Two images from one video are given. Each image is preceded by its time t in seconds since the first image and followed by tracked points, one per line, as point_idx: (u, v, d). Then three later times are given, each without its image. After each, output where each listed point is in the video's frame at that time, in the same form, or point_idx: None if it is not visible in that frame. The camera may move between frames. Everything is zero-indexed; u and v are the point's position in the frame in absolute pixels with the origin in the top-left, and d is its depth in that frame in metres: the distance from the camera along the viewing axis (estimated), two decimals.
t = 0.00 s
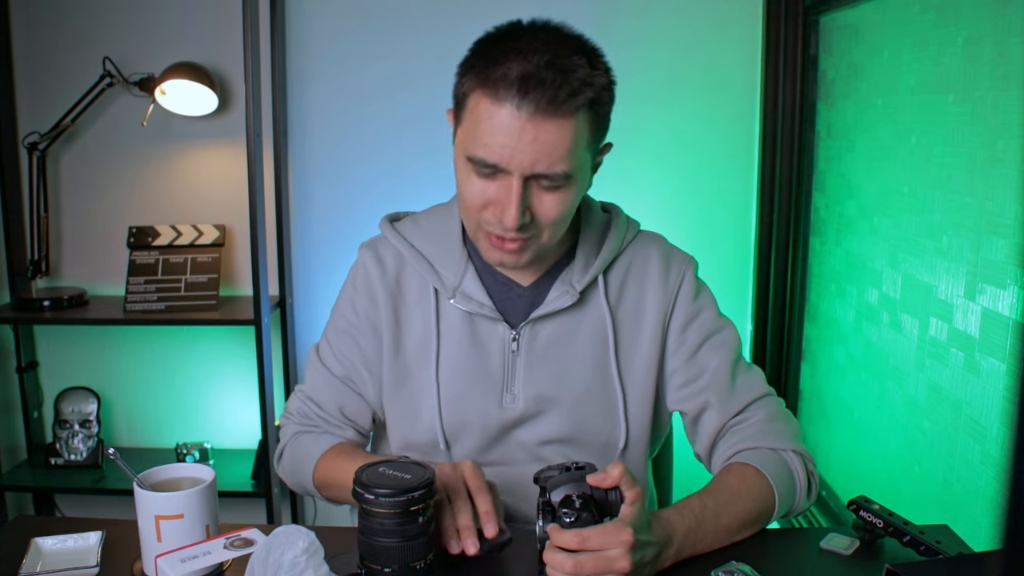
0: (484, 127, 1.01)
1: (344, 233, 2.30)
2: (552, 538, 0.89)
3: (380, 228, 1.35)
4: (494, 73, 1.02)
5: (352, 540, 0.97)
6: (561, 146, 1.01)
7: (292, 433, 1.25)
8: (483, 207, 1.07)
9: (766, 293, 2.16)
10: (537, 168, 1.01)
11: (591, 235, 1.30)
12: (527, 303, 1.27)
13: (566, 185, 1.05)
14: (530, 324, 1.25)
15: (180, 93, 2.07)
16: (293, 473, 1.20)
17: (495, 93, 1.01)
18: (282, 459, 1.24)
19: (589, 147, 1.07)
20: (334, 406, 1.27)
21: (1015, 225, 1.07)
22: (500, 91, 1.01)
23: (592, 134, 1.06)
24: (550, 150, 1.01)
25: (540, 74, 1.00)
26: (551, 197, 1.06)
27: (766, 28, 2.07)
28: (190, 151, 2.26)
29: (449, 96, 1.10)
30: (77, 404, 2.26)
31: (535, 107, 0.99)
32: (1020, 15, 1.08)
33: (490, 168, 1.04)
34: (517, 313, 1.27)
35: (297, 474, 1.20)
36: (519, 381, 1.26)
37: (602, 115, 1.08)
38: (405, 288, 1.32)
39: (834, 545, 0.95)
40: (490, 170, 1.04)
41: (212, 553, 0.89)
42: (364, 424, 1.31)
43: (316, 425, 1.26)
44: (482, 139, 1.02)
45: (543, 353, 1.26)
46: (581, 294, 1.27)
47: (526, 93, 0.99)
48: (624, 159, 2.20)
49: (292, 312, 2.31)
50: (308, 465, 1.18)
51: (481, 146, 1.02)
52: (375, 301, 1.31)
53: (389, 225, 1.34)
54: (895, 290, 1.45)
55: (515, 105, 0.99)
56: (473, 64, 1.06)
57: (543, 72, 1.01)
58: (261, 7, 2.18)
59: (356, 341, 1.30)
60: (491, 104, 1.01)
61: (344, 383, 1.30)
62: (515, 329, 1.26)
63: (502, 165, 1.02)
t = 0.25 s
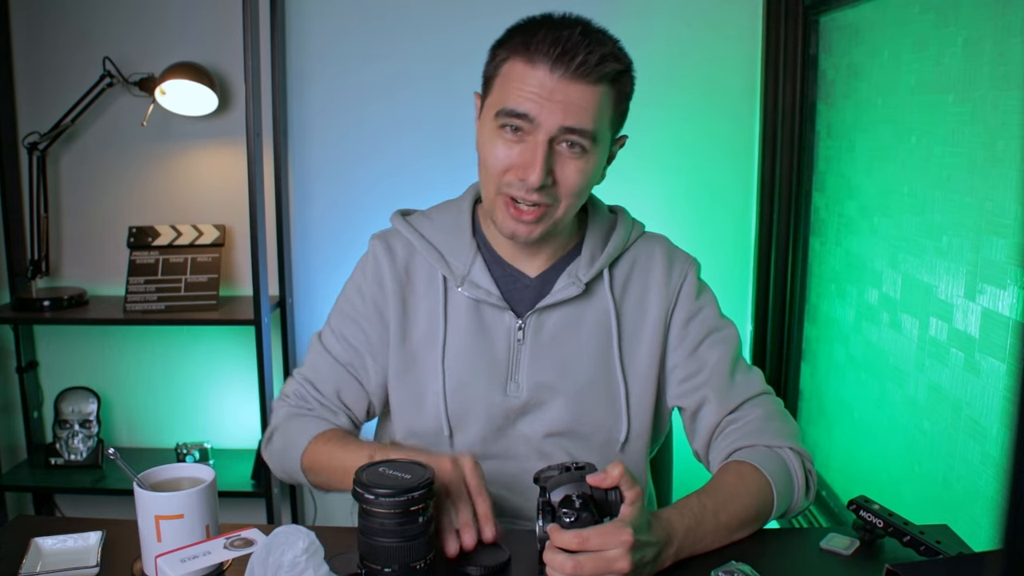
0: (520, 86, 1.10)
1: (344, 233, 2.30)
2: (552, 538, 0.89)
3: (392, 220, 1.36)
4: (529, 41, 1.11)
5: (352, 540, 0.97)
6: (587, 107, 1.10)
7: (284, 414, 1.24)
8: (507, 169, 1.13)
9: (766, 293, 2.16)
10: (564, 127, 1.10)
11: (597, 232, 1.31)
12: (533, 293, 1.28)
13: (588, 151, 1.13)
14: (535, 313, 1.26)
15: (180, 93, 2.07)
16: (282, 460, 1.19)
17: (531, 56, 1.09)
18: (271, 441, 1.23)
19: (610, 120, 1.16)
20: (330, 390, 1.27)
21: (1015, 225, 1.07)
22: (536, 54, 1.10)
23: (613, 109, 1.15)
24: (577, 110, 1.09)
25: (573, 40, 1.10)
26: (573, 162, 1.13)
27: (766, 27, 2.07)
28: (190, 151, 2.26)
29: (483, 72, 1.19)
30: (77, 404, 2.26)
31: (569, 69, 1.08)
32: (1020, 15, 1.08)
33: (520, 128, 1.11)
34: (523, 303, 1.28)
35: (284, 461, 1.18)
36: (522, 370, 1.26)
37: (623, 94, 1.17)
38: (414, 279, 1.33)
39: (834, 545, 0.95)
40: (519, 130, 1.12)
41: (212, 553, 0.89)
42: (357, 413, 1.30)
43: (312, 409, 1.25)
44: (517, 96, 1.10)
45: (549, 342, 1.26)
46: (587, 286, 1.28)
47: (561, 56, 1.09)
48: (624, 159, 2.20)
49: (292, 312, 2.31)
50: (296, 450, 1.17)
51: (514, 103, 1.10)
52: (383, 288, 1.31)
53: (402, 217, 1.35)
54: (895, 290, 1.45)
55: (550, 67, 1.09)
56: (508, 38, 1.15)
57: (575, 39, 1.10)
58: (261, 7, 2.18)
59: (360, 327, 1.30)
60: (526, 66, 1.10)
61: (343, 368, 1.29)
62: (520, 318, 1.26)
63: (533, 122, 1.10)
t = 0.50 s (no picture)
0: (527, 98, 1.06)
1: (344, 232, 2.30)
2: (552, 538, 0.89)
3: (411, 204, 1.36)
4: (540, 50, 1.06)
5: (352, 540, 0.97)
6: (597, 121, 1.06)
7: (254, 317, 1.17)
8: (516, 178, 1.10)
9: (766, 293, 2.16)
10: (573, 141, 1.05)
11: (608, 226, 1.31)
12: (542, 279, 1.29)
13: (598, 162, 1.09)
14: (543, 298, 1.27)
15: (180, 93, 2.07)
16: (230, 368, 1.09)
17: (541, 66, 1.05)
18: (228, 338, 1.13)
19: (621, 129, 1.11)
20: (312, 309, 1.21)
21: (1015, 225, 1.07)
22: (546, 65, 1.05)
23: (625, 117, 1.11)
24: (586, 124, 1.05)
25: (584, 53, 1.05)
26: (582, 172, 1.09)
27: (766, 27, 2.07)
28: (190, 151, 2.26)
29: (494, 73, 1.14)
30: (77, 404, 2.26)
31: (578, 82, 1.04)
32: (1020, 15, 1.08)
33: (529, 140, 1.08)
34: (532, 287, 1.29)
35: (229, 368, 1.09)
36: (526, 353, 1.27)
37: (635, 102, 1.12)
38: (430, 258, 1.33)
39: (834, 545, 0.95)
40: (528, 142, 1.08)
41: (212, 553, 0.89)
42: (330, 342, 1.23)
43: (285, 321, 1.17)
44: (524, 109, 1.06)
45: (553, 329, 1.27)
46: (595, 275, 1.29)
47: (570, 68, 1.04)
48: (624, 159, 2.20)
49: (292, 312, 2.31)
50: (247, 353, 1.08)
51: (523, 116, 1.06)
52: (399, 261, 1.32)
53: (426, 201, 1.36)
54: (895, 290, 1.45)
55: (558, 79, 1.04)
56: (520, 45, 1.10)
57: (586, 51, 1.05)
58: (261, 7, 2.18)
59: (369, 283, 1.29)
60: (536, 78, 1.05)
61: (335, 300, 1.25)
62: (529, 301, 1.28)
63: (542, 135, 1.06)
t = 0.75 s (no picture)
0: (534, 122, 1.03)
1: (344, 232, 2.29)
2: (552, 538, 0.88)
3: (435, 185, 1.34)
4: (547, 73, 1.02)
5: (352, 540, 0.97)
6: (603, 148, 1.03)
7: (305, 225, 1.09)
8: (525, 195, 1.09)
9: (766, 293, 2.16)
10: (580, 167, 1.03)
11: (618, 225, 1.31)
12: (553, 274, 1.28)
13: (605, 182, 1.07)
14: (554, 293, 1.26)
15: (180, 93, 2.07)
16: (271, 268, 1.01)
17: (547, 91, 1.02)
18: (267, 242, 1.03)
19: (630, 147, 1.08)
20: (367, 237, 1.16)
21: (1015, 225, 1.07)
22: (552, 90, 1.01)
23: (633, 136, 1.08)
24: (593, 151, 1.02)
25: (590, 80, 1.01)
26: (590, 191, 1.08)
27: (766, 28, 2.07)
28: (190, 151, 2.26)
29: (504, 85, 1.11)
30: (77, 404, 2.26)
31: (585, 109, 1.00)
32: (1020, 15, 1.07)
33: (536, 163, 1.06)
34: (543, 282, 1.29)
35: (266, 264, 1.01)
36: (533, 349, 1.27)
37: (644, 120, 1.08)
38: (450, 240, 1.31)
39: (834, 545, 0.95)
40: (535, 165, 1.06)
41: (212, 553, 0.89)
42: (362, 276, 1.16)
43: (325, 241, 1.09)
44: (532, 134, 1.03)
45: (561, 324, 1.27)
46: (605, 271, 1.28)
47: (577, 94, 1.00)
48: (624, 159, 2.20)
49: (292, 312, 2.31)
50: (297, 259, 1.01)
51: (528, 143, 1.03)
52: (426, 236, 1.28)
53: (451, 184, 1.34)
54: (895, 290, 1.45)
55: (565, 105, 1.01)
56: (528, 61, 1.07)
57: (593, 77, 1.01)
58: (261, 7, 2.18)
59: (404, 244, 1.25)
60: (542, 103, 1.02)
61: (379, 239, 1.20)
62: (539, 297, 1.27)
63: (548, 161, 1.04)
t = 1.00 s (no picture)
0: (565, 130, 1.02)
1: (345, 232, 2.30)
2: (552, 538, 0.88)
3: (452, 178, 1.32)
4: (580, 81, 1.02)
5: (352, 540, 0.97)
6: (632, 161, 1.03)
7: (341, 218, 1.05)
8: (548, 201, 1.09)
9: (766, 293, 2.16)
10: (608, 179, 1.04)
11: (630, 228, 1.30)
12: (569, 277, 1.28)
13: (630, 194, 1.08)
14: (570, 297, 1.25)
15: (180, 94, 2.07)
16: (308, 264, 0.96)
17: (580, 99, 1.01)
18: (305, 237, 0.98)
19: (656, 159, 1.09)
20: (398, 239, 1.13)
21: (1015, 225, 1.07)
22: (584, 99, 1.01)
23: (660, 148, 1.08)
24: (621, 163, 1.03)
25: (625, 92, 1.00)
26: (613, 202, 1.09)
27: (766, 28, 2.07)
28: (190, 151, 2.26)
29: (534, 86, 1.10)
30: (77, 404, 2.26)
31: (616, 121, 1.00)
32: (1020, 15, 1.07)
33: (564, 170, 1.05)
34: (560, 284, 1.28)
35: (304, 259, 0.96)
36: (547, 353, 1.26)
37: (672, 132, 1.08)
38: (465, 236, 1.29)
39: (834, 545, 0.95)
40: (562, 172, 1.06)
41: (212, 553, 0.89)
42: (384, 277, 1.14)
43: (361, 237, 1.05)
44: (561, 142, 1.03)
45: (576, 329, 1.27)
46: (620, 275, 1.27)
47: (610, 105, 1.00)
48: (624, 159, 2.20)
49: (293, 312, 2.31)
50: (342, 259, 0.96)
51: (557, 151, 1.03)
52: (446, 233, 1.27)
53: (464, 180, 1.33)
54: (895, 290, 1.45)
55: (597, 115, 1.00)
56: (562, 65, 1.06)
57: (627, 89, 1.00)
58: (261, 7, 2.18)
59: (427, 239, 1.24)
60: (573, 111, 1.01)
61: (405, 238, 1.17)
62: (555, 300, 1.26)
63: (576, 170, 1.04)
